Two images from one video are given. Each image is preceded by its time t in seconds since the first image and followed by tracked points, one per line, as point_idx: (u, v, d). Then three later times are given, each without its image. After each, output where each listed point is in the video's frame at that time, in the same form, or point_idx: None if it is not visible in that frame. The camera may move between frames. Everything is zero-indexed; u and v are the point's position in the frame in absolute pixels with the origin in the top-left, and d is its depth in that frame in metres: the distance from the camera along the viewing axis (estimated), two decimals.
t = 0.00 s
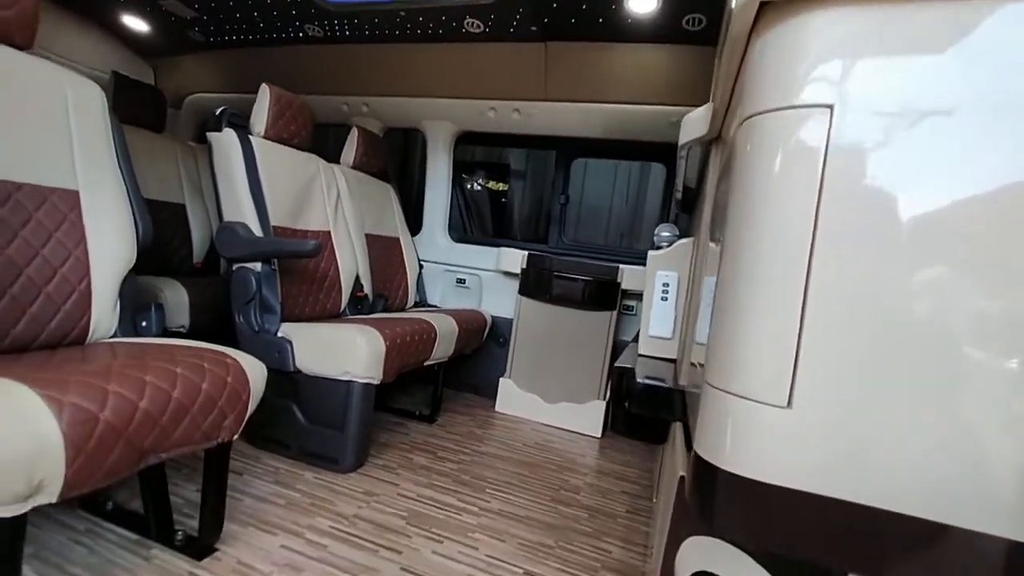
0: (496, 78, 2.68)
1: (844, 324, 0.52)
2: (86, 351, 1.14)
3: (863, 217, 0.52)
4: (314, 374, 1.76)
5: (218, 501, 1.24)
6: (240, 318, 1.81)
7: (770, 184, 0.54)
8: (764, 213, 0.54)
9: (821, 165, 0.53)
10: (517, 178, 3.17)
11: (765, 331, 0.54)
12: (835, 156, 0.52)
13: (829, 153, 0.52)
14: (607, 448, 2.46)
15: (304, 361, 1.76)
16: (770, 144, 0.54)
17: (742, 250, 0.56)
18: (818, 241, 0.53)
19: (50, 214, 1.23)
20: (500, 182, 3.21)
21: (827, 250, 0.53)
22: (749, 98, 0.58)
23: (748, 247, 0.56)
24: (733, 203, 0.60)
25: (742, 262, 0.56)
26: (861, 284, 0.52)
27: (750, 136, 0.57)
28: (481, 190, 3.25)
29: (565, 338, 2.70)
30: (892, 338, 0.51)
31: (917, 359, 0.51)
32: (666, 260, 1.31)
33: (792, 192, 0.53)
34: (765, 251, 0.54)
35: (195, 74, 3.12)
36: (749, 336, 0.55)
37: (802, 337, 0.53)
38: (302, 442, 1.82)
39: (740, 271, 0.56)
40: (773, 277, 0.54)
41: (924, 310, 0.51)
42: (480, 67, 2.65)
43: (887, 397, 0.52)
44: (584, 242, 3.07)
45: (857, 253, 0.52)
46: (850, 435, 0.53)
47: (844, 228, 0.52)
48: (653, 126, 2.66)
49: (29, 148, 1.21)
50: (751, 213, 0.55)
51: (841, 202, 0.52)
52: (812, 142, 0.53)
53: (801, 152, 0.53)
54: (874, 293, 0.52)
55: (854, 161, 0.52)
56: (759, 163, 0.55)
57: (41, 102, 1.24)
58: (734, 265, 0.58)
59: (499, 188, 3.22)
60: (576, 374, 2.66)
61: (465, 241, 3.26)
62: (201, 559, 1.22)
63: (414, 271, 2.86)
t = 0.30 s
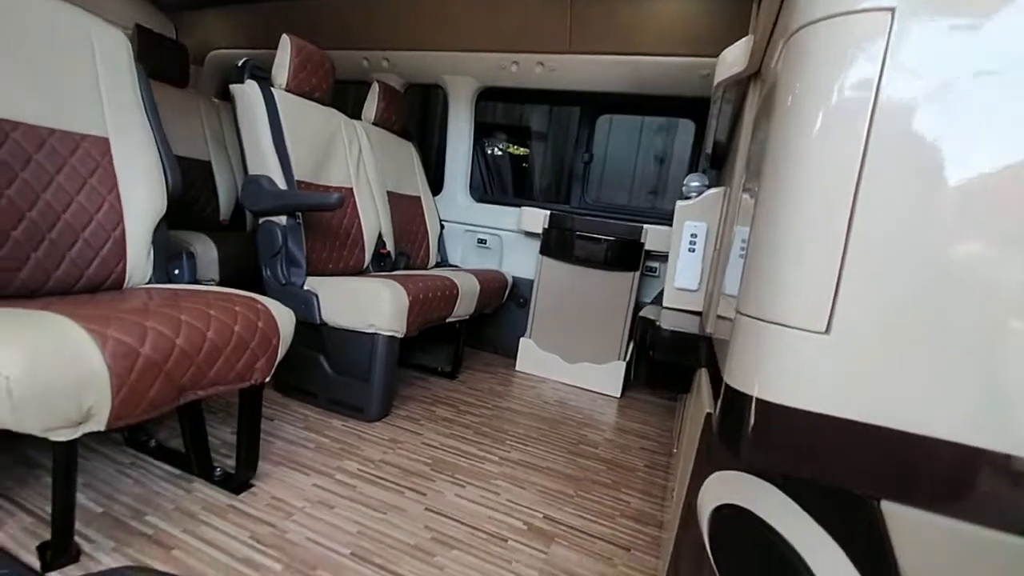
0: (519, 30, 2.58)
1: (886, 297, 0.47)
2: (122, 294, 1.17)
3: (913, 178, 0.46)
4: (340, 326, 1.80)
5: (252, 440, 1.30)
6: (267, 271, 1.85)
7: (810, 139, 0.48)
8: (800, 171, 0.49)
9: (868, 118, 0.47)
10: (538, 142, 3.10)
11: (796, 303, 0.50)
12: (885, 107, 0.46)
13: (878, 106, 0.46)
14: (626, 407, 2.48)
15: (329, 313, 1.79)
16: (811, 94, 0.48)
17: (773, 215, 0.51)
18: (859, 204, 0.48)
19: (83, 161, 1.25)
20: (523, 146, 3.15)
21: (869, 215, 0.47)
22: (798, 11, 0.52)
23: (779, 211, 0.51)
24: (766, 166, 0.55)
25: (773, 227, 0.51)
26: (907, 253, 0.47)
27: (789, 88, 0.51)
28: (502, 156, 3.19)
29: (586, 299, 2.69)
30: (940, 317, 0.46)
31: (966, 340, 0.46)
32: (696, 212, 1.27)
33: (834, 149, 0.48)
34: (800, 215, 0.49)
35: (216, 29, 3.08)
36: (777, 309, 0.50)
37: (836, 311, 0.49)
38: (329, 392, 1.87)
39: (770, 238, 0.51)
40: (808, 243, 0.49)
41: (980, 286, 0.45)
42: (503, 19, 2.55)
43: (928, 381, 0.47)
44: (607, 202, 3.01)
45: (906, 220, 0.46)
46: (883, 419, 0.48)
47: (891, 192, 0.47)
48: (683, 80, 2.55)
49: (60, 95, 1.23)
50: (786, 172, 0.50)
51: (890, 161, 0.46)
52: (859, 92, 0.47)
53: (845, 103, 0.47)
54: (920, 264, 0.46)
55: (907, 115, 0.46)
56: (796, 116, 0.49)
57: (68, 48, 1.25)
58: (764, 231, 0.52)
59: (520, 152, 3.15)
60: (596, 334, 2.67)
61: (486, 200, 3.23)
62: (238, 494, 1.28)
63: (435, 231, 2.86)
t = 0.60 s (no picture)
0: None
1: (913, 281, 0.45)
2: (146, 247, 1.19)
3: (950, 153, 0.43)
4: (358, 286, 1.81)
5: (278, 393, 1.35)
6: (285, 231, 1.86)
7: (841, 113, 0.44)
8: (829, 150, 0.45)
9: (906, 89, 0.43)
10: (553, 105, 3.01)
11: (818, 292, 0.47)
12: (925, 77, 0.42)
13: (918, 65, 0.42)
14: (642, 369, 2.49)
15: (347, 272, 1.80)
16: (843, 62, 0.44)
17: (796, 197, 0.48)
18: (892, 173, 0.44)
19: (101, 115, 1.25)
20: (536, 112, 3.06)
21: (900, 195, 0.44)
22: None
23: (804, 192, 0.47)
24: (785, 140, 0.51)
25: (795, 211, 0.48)
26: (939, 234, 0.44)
27: (817, 55, 0.46)
28: (518, 121, 3.12)
29: (603, 262, 2.67)
30: (971, 297, 0.44)
31: (998, 319, 0.44)
32: (721, 162, 1.22)
33: (867, 124, 0.44)
34: (825, 197, 0.46)
35: None
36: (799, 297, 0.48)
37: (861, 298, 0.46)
38: (349, 349, 1.91)
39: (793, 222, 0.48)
40: (834, 228, 0.46)
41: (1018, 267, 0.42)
42: None
43: (954, 361, 0.45)
44: (625, 163, 2.94)
45: (938, 198, 0.44)
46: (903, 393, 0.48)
47: (928, 159, 0.43)
48: (707, 33, 2.44)
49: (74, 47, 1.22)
50: (812, 150, 0.46)
51: (926, 134, 0.43)
52: (896, 60, 0.42)
53: (879, 72, 0.43)
54: (952, 245, 0.44)
55: (947, 84, 0.42)
56: (825, 87, 0.45)
57: None
58: (784, 214, 0.49)
59: (535, 118, 3.07)
60: (612, 298, 2.65)
61: (501, 162, 3.17)
62: (264, 442, 1.33)
63: (450, 193, 2.84)
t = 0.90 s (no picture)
0: None
1: (955, 211, 0.48)
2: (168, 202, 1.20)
3: (997, 97, 0.46)
4: (376, 247, 1.82)
5: (300, 349, 1.38)
6: (303, 191, 1.86)
7: (889, 57, 0.48)
8: (876, 89, 0.49)
9: (953, 39, 0.46)
10: (571, 66, 2.92)
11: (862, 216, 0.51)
12: (974, 26, 0.45)
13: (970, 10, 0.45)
14: (658, 335, 2.47)
15: (365, 233, 1.81)
16: (892, 12, 0.48)
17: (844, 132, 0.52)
18: (939, 113, 0.48)
19: (120, 68, 1.25)
20: (553, 78, 2.98)
21: (944, 138, 0.48)
22: None
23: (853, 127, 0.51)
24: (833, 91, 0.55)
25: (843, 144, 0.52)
26: (983, 167, 0.47)
27: (860, 15, 0.51)
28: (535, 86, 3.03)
29: (621, 227, 2.63)
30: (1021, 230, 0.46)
31: None
32: (751, 112, 1.17)
33: (913, 67, 0.48)
34: (871, 134, 0.50)
35: None
36: (843, 223, 0.52)
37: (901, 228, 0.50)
38: (368, 310, 1.93)
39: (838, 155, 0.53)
40: (878, 160, 0.50)
41: None
42: None
43: (1001, 294, 0.47)
44: (646, 124, 2.84)
45: (988, 134, 0.46)
46: (948, 329, 0.50)
47: (978, 98, 0.46)
48: None
49: None
50: (860, 92, 0.50)
51: (975, 75, 0.46)
52: (943, 14, 0.46)
53: (929, 19, 0.47)
54: (1001, 180, 0.46)
55: (1000, 25, 0.44)
56: (870, 38, 0.49)
57: None
58: (827, 148, 0.54)
59: (553, 84, 2.99)
60: (630, 263, 2.62)
61: (519, 124, 3.09)
62: (289, 395, 1.37)
63: (467, 156, 2.79)
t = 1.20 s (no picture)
0: None
1: (1016, 149, 0.44)
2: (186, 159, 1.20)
3: None
4: (391, 211, 1.81)
5: (319, 309, 1.40)
6: (317, 154, 1.85)
7: None
8: (926, 27, 0.48)
9: None
10: (588, 29, 2.83)
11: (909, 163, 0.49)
12: None
13: None
14: (673, 304, 2.46)
15: (379, 197, 1.80)
16: None
17: (887, 88, 0.51)
18: (1006, 45, 0.44)
19: (134, 22, 1.23)
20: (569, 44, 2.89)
21: (1010, 72, 0.44)
22: None
23: (896, 83, 0.51)
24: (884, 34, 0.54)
25: (886, 101, 0.51)
26: None
27: None
28: (549, 53, 2.94)
29: (638, 194, 2.58)
30: None
31: None
32: (781, 65, 1.12)
33: None
34: (920, 73, 0.49)
35: None
36: (887, 173, 0.50)
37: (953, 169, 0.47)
38: (383, 274, 1.94)
39: (881, 111, 0.52)
40: (925, 101, 0.48)
41: None
42: None
43: None
44: (665, 87, 2.75)
45: None
46: (997, 279, 0.47)
47: None
48: None
49: None
50: (909, 31, 0.50)
51: None
52: None
53: None
54: None
55: None
56: None
57: None
58: (869, 108, 0.53)
59: (569, 50, 2.90)
60: (646, 231, 2.59)
61: (535, 89, 2.99)
62: (308, 353, 1.39)
63: (481, 122, 2.74)
